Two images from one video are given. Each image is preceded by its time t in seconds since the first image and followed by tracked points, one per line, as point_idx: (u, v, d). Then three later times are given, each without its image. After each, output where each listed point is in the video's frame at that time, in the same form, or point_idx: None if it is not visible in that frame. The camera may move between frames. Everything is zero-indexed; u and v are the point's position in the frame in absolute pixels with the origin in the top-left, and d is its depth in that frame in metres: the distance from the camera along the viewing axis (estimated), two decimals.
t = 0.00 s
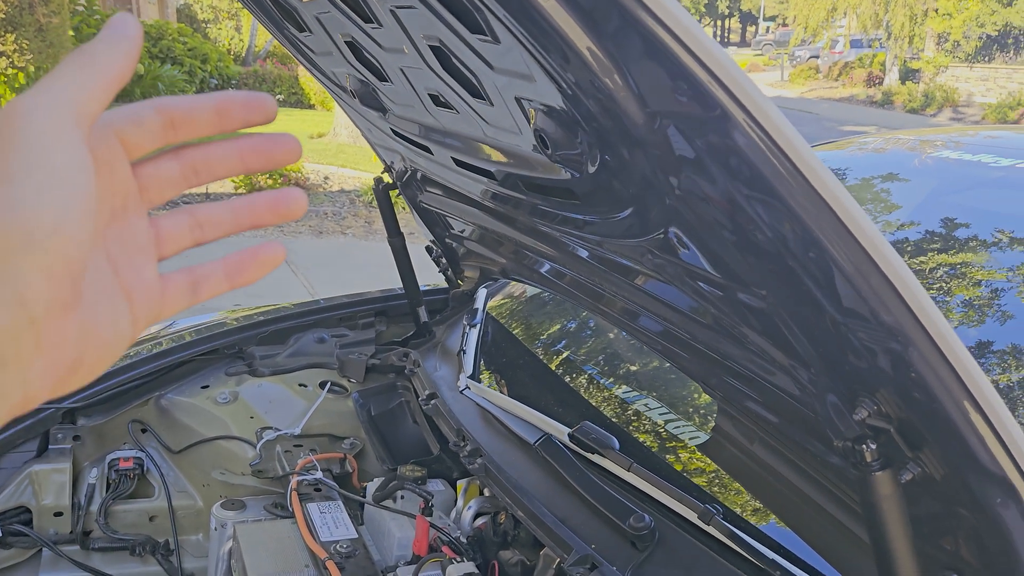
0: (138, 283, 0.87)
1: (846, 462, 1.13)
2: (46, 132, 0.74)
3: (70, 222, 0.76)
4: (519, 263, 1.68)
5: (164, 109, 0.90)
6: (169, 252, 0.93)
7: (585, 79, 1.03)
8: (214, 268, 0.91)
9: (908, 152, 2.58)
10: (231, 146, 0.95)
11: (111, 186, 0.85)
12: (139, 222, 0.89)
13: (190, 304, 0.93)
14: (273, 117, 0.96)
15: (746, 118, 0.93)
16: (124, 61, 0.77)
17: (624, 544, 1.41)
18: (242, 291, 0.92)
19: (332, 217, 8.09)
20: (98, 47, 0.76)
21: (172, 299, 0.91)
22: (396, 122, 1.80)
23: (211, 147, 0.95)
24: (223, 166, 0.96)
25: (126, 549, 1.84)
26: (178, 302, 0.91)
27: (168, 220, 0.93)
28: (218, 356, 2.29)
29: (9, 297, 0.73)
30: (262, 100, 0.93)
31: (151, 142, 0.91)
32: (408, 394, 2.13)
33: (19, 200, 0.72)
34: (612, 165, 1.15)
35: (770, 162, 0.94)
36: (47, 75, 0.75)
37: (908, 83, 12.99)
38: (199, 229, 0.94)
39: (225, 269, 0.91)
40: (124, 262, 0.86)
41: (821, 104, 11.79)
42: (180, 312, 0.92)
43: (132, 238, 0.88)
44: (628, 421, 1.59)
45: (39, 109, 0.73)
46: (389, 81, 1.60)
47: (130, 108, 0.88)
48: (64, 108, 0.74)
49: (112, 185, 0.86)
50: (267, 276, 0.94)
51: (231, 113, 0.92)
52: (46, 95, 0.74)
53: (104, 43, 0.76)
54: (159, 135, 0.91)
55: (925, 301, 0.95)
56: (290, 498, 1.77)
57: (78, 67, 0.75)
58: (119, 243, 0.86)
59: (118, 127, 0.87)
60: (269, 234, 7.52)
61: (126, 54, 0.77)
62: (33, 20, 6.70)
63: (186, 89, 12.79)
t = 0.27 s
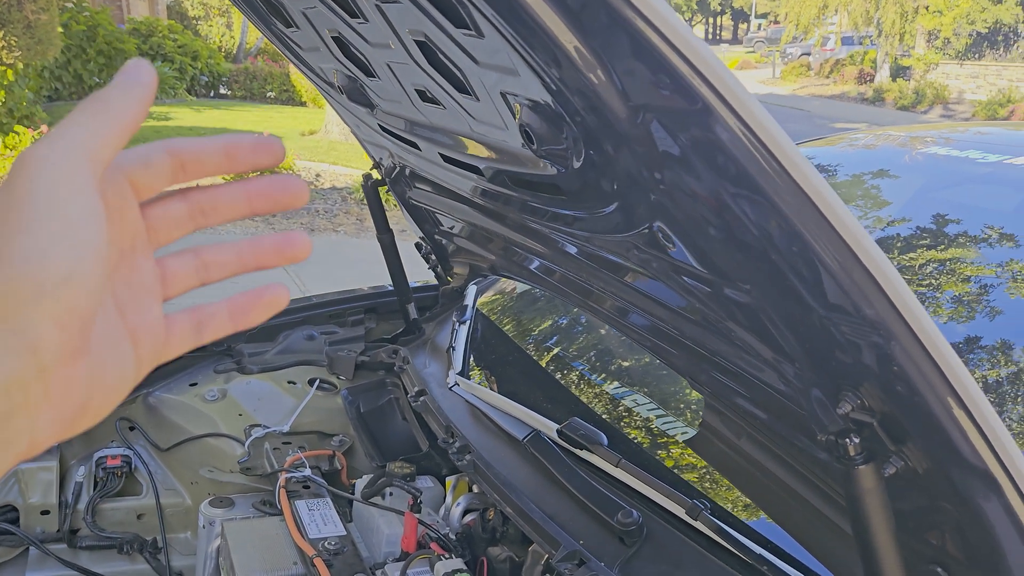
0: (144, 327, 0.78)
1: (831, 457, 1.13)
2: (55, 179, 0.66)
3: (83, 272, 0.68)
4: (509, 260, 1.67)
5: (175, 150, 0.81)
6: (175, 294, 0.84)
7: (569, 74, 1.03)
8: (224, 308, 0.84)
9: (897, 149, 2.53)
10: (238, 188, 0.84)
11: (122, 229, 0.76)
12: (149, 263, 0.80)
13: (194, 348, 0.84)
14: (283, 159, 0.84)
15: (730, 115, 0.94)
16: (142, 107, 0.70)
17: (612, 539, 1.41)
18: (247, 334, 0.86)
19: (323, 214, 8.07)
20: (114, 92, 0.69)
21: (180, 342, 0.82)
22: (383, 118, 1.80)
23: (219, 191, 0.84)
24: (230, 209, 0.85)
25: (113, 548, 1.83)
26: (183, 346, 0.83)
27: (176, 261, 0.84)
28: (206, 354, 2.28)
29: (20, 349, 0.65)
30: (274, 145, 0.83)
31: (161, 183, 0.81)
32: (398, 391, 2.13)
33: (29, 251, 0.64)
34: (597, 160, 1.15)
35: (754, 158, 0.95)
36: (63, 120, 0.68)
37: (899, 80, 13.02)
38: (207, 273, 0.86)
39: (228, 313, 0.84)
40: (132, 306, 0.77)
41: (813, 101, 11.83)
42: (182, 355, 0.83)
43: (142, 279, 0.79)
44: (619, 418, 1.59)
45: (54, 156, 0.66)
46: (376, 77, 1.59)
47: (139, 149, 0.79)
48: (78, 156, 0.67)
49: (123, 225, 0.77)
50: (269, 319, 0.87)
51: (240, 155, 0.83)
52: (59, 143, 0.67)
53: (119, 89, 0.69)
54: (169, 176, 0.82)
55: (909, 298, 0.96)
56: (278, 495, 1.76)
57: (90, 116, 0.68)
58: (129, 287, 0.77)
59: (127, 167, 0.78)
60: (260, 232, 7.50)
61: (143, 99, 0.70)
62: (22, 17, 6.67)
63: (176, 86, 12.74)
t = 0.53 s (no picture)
0: (149, 354, 0.78)
1: (821, 454, 1.13)
2: (69, 209, 0.65)
3: (95, 302, 0.67)
4: (503, 259, 1.67)
5: (184, 177, 0.82)
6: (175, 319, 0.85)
7: (560, 71, 1.03)
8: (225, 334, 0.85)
9: (892, 146, 2.52)
10: (245, 215, 0.86)
11: (129, 256, 0.77)
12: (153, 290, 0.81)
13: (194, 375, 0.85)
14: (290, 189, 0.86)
15: (722, 112, 0.94)
16: (156, 140, 0.70)
17: (605, 537, 1.40)
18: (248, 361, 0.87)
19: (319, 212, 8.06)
20: (130, 124, 0.68)
21: (182, 369, 0.82)
22: (377, 116, 1.79)
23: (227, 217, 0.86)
24: (238, 235, 0.87)
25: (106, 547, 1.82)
26: (184, 372, 0.83)
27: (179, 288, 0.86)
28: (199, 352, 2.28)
29: (29, 378, 0.64)
30: (280, 173, 0.84)
31: (170, 212, 0.82)
32: (392, 390, 2.12)
33: (42, 282, 0.63)
34: (589, 158, 1.15)
35: (745, 156, 0.95)
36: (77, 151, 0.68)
37: (894, 78, 13.03)
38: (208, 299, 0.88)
39: (234, 344, 0.86)
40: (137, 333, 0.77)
41: (808, 100, 11.85)
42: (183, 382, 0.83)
43: (147, 305, 0.79)
44: (614, 416, 1.59)
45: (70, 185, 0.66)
46: (369, 75, 1.59)
47: (149, 178, 0.80)
48: (93, 188, 0.67)
49: (131, 251, 0.77)
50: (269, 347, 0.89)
51: (248, 184, 0.84)
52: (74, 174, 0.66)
53: (136, 120, 0.69)
54: (178, 205, 0.82)
55: (901, 296, 0.95)
56: (272, 493, 1.76)
57: (113, 146, 0.67)
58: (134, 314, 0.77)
59: (139, 197, 0.79)
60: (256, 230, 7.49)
61: (158, 130, 0.70)
62: (16, 15, 6.65)
63: (171, 85, 12.72)
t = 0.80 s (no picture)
0: (170, 425, 0.78)
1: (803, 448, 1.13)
2: (100, 292, 0.65)
3: (121, 380, 0.66)
4: (492, 255, 1.61)
5: (207, 246, 0.83)
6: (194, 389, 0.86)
7: (541, 66, 1.03)
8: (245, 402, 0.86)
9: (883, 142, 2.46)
10: (266, 282, 0.87)
11: (155, 328, 0.77)
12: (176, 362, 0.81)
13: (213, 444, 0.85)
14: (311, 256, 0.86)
15: (704, 109, 0.94)
16: (182, 215, 0.70)
17: (591, 534, 1.39)
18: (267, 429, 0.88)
19: (310, 210, 8.08)
20: (157, 199, 0.69)
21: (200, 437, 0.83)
22: (362, 111, 1.78)
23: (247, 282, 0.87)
24: (259, 301, 0.88)
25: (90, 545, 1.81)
26: (203, 441, 0.83)
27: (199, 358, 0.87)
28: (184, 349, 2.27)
29: (58, 462, 0.61)
30: (302, 240, 0.84)
31: (192, 281, 0.83)
32: (379, 386, 2.11)
33: (71, 362, 0.62)
34: (571, 153, 1.14)
35: (727, 152, 0.95)
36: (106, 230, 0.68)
37: (885, 75, 13.05)
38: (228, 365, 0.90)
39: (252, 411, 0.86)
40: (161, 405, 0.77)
41: (799, 96, 11.87)
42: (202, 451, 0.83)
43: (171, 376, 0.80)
44: (604, 412, 1.59)
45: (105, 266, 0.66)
46: (353, 70, 1.58)
47: (173, 248, 0.81)
48: (122, 267, 0.66)
49: (158, 324, 0.78)
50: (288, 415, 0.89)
51: (269, 250, 0.83)
52: (105, 251, 0.66)
53: (165, 196, 0.70)
54: (201, 274, 0.84)
55: (882, 292, 0.95)
56: (258, 492, 1.74)
57: (133, 220, 0.68)
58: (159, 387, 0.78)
59: (163, 268, 0.80)
60: (246, 228, 7.47)
61: (183, 206, 0.70)
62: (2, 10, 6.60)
63: (161, 81, 12.67)
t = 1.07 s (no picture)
0: (228, 533, 0.77)
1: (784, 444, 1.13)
2: (159, 410, 0.63)
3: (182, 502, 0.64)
4: (479, 251, 1.59)
5: (262, 348, 0.86)
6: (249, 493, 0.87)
7: (519, 58, 1.01)
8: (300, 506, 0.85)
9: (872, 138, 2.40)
10: (320, 381, 0.92)
11: (213, 434, 0.78)
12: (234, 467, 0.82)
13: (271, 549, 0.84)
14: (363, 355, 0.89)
15: (685, 107, 0.93)
16: (242, 324, 0.68)
17: (575, 531, 1.38)
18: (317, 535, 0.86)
19: (302, 208, 8.08)
20: (212, 309, 0.66)
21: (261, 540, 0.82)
22: (345, 105, 1.76)
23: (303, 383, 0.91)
24: (312, 401, 0.92)
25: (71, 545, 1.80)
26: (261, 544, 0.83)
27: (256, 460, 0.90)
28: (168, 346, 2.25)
29: None
30: (354, 337, 0.88)
31: (248, 382, 0.86)
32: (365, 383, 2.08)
33: (133, 488, 0.60)
34: (552, 147, 1.14)
35: (709, 149, 0.94)
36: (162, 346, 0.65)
37: (875, 72, 13.06)
38: (285, 466, 0.92)
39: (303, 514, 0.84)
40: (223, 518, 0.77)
41: (790, 93, 11.88)
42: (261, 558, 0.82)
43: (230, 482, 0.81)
44: (589, 409, 1.59)
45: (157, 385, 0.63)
46: (336, 63, 1.56)
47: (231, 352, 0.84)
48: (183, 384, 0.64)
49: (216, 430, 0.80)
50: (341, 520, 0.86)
51: (322, 349, 0.88)
52: (167, 368, 0.64)
53: (221, 305, 0.67)
54: (256, 375, 0.87)
55: (864, 291, 0.95)
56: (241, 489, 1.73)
57: (194, 335, 0.65)
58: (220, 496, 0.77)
59: (223, 374, 0.83)
60: (236, 225, 7.44)
61: (238, 315, 0.67)
62: None
63: (150, 77, 12.60)
